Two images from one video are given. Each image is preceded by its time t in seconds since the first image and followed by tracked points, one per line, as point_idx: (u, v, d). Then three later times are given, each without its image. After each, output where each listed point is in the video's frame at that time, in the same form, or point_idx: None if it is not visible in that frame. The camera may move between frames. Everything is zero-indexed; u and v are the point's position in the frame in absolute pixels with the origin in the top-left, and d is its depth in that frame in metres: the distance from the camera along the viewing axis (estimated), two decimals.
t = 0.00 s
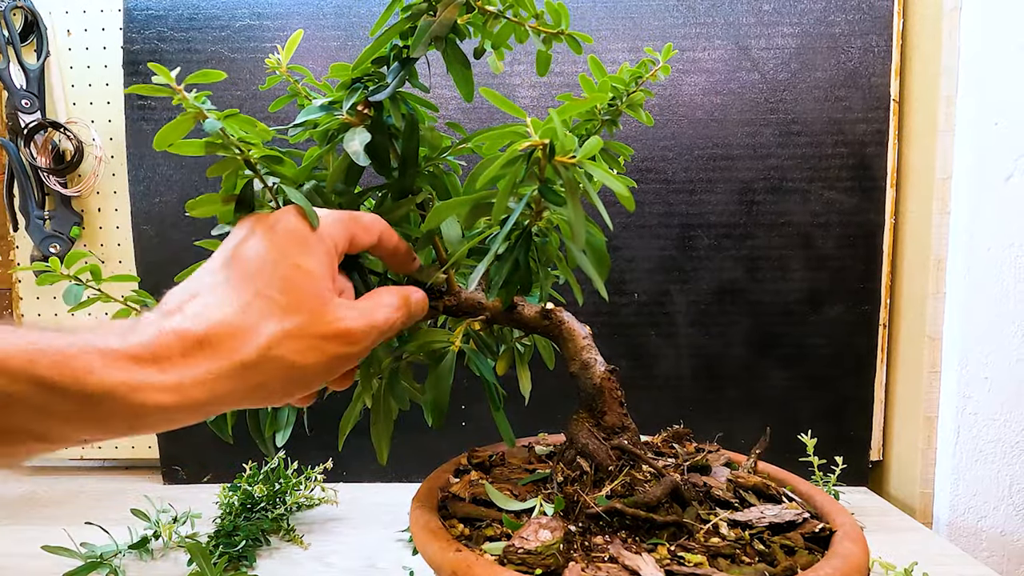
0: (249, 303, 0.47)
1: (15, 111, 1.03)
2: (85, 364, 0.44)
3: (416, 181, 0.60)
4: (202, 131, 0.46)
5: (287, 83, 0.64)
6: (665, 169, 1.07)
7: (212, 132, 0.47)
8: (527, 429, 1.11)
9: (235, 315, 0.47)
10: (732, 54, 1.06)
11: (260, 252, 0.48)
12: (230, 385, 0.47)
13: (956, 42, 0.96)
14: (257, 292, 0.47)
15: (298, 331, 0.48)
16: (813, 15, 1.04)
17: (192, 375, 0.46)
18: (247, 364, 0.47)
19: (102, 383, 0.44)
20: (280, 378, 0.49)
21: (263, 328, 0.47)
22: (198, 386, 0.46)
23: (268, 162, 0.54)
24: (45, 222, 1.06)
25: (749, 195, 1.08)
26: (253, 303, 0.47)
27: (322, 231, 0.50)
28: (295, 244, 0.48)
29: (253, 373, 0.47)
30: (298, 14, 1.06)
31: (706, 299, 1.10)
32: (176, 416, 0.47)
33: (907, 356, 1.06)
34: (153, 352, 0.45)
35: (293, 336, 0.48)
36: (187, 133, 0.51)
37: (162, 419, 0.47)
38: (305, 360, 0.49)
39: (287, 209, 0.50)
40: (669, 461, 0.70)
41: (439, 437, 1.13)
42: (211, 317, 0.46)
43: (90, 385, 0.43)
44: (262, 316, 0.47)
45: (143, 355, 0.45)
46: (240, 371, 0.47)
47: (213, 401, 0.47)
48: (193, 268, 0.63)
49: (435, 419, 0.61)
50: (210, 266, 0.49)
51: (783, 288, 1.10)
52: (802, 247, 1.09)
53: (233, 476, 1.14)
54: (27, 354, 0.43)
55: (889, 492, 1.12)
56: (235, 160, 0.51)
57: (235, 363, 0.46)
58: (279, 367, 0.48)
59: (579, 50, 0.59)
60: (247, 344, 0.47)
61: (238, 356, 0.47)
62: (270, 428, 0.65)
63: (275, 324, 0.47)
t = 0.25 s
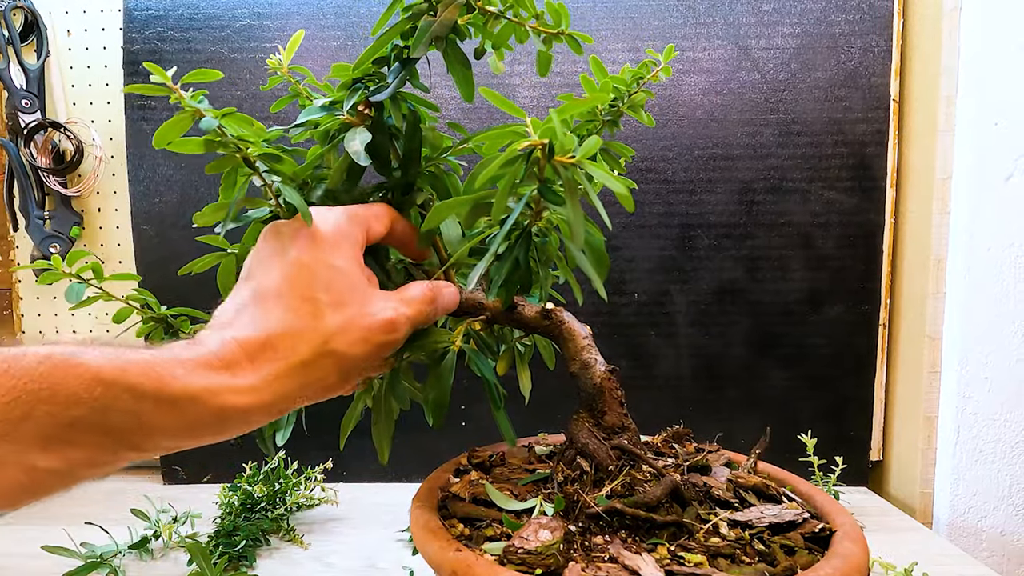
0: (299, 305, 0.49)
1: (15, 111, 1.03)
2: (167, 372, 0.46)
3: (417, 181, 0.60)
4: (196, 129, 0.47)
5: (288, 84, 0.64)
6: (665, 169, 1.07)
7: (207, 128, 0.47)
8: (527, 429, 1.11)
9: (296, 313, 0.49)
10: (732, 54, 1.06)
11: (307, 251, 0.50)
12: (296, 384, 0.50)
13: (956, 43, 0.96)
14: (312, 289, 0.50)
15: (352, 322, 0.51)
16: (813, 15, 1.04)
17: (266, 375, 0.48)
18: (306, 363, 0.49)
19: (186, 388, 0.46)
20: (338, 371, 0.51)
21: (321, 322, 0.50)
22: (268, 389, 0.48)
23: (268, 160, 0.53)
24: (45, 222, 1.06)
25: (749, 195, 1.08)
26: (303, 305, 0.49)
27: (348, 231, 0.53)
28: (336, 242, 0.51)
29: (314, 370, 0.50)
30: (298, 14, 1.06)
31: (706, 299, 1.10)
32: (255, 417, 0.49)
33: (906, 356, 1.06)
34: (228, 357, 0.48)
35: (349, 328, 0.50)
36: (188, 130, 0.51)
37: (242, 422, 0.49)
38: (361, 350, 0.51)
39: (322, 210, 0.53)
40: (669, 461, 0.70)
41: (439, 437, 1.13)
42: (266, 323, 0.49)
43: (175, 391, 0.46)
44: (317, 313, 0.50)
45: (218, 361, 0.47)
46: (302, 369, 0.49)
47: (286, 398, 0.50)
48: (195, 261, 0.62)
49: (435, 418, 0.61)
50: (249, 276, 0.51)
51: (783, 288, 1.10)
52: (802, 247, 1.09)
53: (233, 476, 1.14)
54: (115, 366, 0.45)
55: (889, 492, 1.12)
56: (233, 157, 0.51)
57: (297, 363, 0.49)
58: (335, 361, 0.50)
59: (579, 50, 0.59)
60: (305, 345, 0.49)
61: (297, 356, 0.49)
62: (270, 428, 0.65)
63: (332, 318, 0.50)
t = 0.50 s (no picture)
0: (308, 310, 0.50)
1: (15, 111, 1.03)
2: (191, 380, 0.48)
3: (417, 181, 0.60)
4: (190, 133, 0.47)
5: (288, 86, 0.64)
6: (665, 169, 1.07)
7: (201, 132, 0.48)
8: (527, 429, 1.11)
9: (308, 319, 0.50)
10: (732, 54, 1.06)
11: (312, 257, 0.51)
12: (312, 387, 0.50)
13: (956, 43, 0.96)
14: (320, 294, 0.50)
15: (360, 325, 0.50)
16: (813, 15, 1.04)
17: (283, 381, 0.49)
18: (319, 366, 0.50)
19: (209, 396, 0.48)
20: (353, 373, 0.51)
21: (330, 327, 0.50)
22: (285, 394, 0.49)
23: (265, 162, 0.53)
24: (45, 222, 1.06)
25: (749, 195, 1.08)
26: (310, 310, 0.50)
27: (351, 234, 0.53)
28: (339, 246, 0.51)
29: (327, 372, 0.50)
30: (298, 14, 1.06)
31: (706, 299, 1.10)
32: (278, 419, 0.51)
33: (906, 356, 1.06)
34: (246, 364, 0.49)
35: (357, 330, 0.50)
36: (183, 134, 0.51)
37: (267, 425, 0.51)
38: (372, 352, 0.51)
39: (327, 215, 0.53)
40: (669, 461, 0.70)
41: (439, 437, 1.13)
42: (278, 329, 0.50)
43: (199, 399, 0.48)
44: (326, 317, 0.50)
45: (238, 368, 0.49)
46: (316, 373, 0.50)
47: (303, 402, 0.51)
48: (195, 263, 0.61)
49: (434, 418, 0.61)
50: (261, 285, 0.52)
51: (783, 288, 1.10)
52: (802, 247, 1.09)
53: (232, 476, 1.14)
54: (142, 377, 0.48)
55: (889, 492, 1.12)
56: (230, 159, 0.51)
57: (312, 366, 0.50)
58: (348, 363, 0.50)
59: (579, 51, 0.59)
60: (316, 348, 0.50)
61: (310, 361, 0.50)
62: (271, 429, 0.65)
63: (341, 321, 0.50)
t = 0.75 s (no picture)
0: (309, 307, 0.50)
1: (16, 111, 1.03)
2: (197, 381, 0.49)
3: (418, 181, 0.60)
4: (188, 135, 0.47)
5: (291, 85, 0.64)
6: (666, 168, 1.07)
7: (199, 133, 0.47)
8: (527, 429, 1.11)
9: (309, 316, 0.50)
10: (733, 54, 1.06)
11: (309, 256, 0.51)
12: (316, 384, 0.50)
13: (957, 43, 0.96)
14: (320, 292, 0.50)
15: (359, 320, 0.51)
16: (814, 15, 1.04)
17: (287, 378, 0.50)
18: (322, 362, 0.50)
19: (215, 395, 0.48)
20: (356, 368, 0.51)
21: (331, 324, 0.50)
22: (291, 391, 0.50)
23: (266, 163, 0.53)
24: (46, 222, 1.07)
25: (749, 194, 1.08)
26: (311, 308, 0.50)
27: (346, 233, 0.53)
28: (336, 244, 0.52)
29: (331, 368, 0.50)
30: (298, 14, 1.06)
31: (707, 298, 1.10)
32: (285, 417, 0.51)
33: (907, 356, 1.06)
34: (250, 363, 0.50)
35: (357, 326, 0.51)
36: (183, 134, 0.51)
37: (273, 423, 0.51)
38: (373, 346, 0.51)
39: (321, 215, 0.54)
40: (670, 460, 0.70)
41: (440, 437, 1.13)
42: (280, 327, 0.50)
43: (206, 398, 0.48)
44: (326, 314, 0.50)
45: (242, 368, 0.49)
46: (320, 369, 0.50)
47: (310, 399, 0.51)
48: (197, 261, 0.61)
49: (436, 418, 0.61)
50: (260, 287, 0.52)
51: (783, 288, 1.10)
52: (803, 247, 1.09)
53: (233, 476, 1.15)
54: (149, 379, 0.48)
55: (890, 492, 1.12)
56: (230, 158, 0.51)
57: (315, 364, 0.50)
58: (351, 358, 0.51)
59: (580, 51, 0.59)
60: (318, 345, 0.50)
61: (312, 358, 0.50)
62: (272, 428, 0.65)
63: (342, 318, 0.50)
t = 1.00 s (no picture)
0: (308, 297, 0.50)
1: (17, 111, 1.03)
2: (200, 371, 0.49)
3: (418, 181, 0.60)
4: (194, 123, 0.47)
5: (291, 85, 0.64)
6: (666, 168, 1.07)
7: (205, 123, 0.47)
8: (527, 429, 1.11)
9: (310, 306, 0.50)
10: (733, 53, 1.06)
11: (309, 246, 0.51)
12: (317, 373, 0.50)
13: (958, 43, 0.96)
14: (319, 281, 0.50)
15: (360, 308, 0.50)
16: (815, 14, 1.04)
17: (288, 367, 0.50)
18: (322, 351, 0.50)
19: (217, 385, 0.49)
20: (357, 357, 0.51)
21: (330, 313, 0.50)
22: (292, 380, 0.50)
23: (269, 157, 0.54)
24: (46, 222, 1.07)
25: (750, 194, 1.08)
26: (311, 298, 0.50)
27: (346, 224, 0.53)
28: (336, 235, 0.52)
29: (331, 357, 0.50)
30: (299, 14, 1.06)
31: (707, 298, 1.10)
32: (289, 407, 0.51)
33: (908, 356, 1.06)
34: (254, 352, 0.50)
35: (357, 314, 0.50)
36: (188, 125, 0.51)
37: (279, 413, 0.51)
38: (374, 336, 0.51)
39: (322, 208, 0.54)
40: (670, 460, 0.69)
41: (441, 437, 1.13)
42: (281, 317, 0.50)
43: (208, 387, 0.48)
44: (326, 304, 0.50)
45: (246, 358, 0.50)
46: (320, 358, 0.50)
47: (313, 390, 0.51)
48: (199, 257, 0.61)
49: (437, 417, 0.61)
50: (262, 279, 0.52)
51: (783, 288, 1.10)
52: (803, 246, 1.09)
53: (233, 476, 1.15)
54: (153, 369, 0.49)
55: (891, 491, 1.12)
56: (233, 153, 0.51)
57: (316, 354, 0.50)
58: (351, 347, 0.50)
59: (581, 51, 0.59)
60: (318, 335, 0.50)
61: (312, 348, 0.50)
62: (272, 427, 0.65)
63: (341, 308, 0.50)
